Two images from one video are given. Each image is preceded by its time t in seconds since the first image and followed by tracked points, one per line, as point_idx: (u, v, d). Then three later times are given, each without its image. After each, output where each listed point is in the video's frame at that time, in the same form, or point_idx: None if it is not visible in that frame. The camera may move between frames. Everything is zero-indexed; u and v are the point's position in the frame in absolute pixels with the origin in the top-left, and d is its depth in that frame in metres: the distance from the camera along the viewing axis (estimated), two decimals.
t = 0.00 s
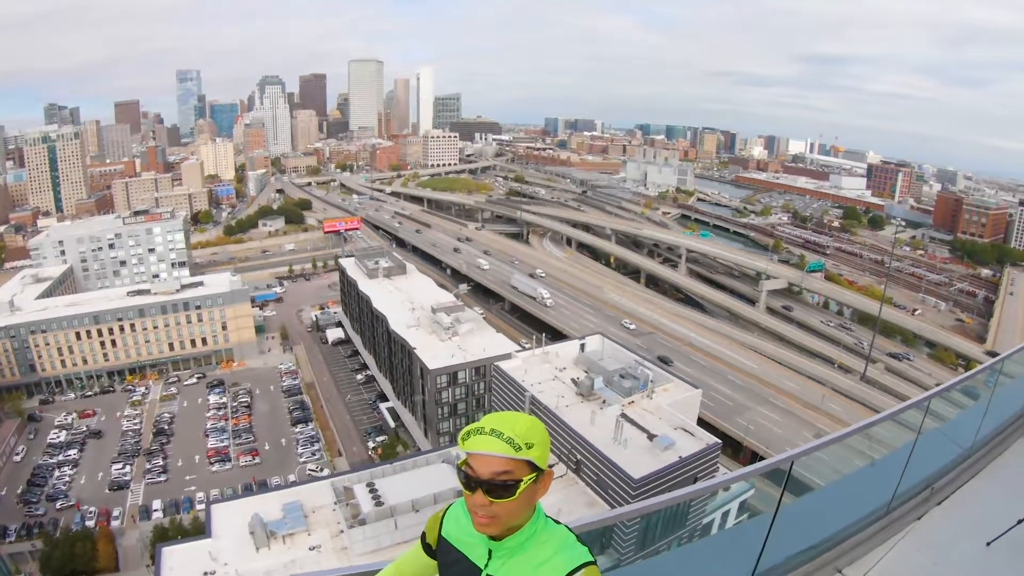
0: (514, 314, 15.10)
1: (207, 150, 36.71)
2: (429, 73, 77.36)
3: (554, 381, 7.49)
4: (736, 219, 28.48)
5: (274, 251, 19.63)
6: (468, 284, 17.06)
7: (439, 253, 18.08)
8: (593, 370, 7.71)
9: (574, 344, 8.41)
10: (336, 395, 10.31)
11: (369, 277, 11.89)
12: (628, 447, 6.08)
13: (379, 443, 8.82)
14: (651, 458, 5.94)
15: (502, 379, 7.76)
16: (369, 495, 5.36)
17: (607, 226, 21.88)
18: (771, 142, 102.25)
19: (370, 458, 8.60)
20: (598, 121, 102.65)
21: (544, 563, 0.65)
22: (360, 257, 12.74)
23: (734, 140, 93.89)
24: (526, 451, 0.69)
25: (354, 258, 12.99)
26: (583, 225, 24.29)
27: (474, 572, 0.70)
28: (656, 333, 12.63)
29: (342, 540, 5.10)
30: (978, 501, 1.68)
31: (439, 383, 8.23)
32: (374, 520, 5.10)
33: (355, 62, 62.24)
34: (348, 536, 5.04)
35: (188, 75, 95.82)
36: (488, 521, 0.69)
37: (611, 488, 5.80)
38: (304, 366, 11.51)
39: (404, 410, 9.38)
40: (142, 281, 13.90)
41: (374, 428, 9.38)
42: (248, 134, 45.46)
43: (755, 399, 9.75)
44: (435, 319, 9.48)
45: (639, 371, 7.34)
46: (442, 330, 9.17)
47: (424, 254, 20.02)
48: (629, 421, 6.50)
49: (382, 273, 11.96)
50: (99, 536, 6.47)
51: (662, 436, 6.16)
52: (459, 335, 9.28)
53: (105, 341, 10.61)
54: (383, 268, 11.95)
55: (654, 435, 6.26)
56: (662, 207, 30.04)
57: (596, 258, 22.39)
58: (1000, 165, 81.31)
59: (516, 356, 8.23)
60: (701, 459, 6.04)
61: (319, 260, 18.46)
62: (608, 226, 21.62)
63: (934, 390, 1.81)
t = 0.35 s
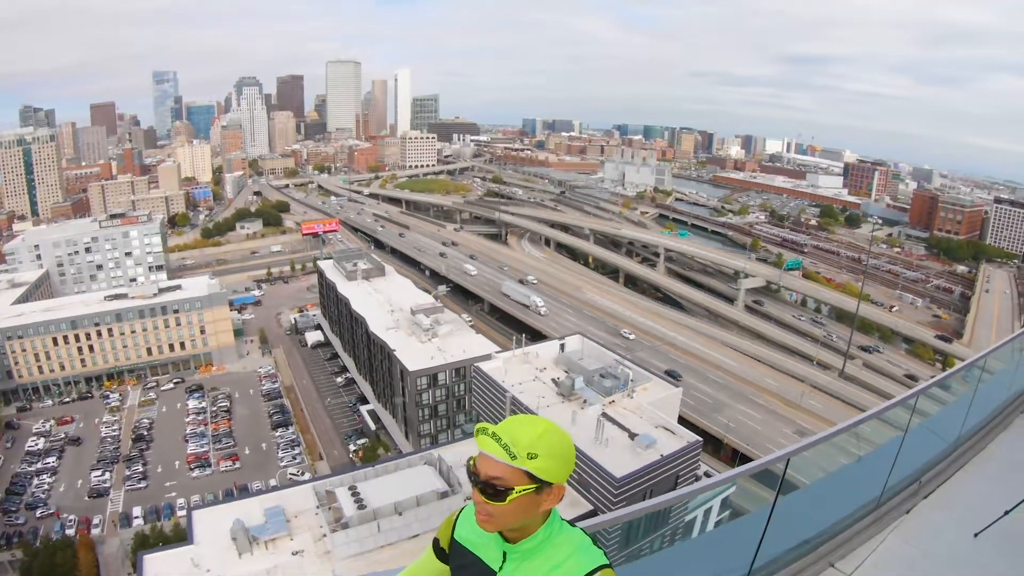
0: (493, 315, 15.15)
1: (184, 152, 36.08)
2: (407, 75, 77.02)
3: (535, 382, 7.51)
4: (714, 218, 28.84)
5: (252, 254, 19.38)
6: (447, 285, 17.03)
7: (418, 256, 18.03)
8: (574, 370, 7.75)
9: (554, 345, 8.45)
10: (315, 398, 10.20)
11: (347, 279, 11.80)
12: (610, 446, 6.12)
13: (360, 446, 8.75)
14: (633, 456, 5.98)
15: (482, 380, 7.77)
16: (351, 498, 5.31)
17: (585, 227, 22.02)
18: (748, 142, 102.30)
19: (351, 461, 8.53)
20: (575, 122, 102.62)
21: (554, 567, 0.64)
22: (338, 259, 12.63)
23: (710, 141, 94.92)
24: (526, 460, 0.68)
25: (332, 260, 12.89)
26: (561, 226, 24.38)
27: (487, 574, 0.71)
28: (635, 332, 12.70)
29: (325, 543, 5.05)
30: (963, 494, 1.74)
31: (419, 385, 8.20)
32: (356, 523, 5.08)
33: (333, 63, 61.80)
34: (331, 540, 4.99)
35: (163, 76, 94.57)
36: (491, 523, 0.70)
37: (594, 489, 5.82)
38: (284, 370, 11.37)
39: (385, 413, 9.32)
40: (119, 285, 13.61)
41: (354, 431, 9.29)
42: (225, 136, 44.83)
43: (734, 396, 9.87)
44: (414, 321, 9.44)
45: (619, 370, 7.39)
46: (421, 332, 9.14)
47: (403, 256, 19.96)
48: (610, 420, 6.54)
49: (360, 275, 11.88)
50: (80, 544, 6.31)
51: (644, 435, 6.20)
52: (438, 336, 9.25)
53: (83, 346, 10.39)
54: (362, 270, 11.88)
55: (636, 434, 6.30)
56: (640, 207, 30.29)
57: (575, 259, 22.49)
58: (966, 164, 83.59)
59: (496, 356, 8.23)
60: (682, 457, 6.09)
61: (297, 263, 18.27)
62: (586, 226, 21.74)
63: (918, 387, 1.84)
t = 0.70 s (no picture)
0: (472, 314, 15.18)
1: (161, 149, 35.47)
2: (388, 73, 76.58)
3: (514, 380, 7.55)
4: (692, 218, 29.14)
5: (231, 253, 19.11)
6: (426, 284, 16.99)
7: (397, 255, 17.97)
8: (553, 369, 7.80)
9: (534, 343, 8.49)
10: (294, 398, 10.10)
11: (326, 278, 11.71)
12: (590, 445, 6.15)
13: (340, 445, 8.68)
14: (613, 455, 6.01)
15: (462, 379, 7.77)
16: (332, 499, 5.22)
17: (564, 226, 22.11)
18: (728, 142, 102.57)
19: (331, 462, 8.44)
20: (555, 121, 102.63)
21: (560, 568, 0.65)
22: (316, 257, 12.53)
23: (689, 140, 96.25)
24: (529, 466, 0.68)
25: (311, 258, 12.78)
26: (541, 225, 24.48)
27: (495, 573, 0.72)
28: (615, 330, 12.79)
29: (306, 544, 5.01)
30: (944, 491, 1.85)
31: (398, 384, 8.18)
32: (337, 523, 5.00)
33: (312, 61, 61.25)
34: (311, 541, 4.94)
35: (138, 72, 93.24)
36: (496, 525, 0.71)
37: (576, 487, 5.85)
38: (263, 370, 11.24)
39: (365, 412, 9.28)
40: (96, 285, 13.32)
41: (334, 431, 9.22)
42: (202, 134, 44.18)
43: (714, 394, 9.98)
44: (393, 319, 9.41)
45: (599, 369, 7.46)
46: (400, 331, 9.11)
47: (381, 254, 19.86)
48: (589, 418, 6.58)
49: (340, 274, 11.79)
50: (59, 548, 6.18)
51: (623, 433, 6.25)
52: (418, 335, 9.24)
53: (59, 346, 10.16)
54: (341, 269, 11.80)
55: (616, 432, 6.34)
56: (619, 207, 30.49)
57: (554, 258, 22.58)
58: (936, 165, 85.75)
59: (475, 356, 8.25)
60: (663, 455, 6.16)
61: (275, 262, 18.07)
62: (565, 225, 21.86)
63: (903, 385, 1.89)
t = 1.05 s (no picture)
0: (452, 317, 15.21)
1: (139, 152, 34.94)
2: (370, 75, 76.41)
3: (495, 383, 7.56)
4: (672, 219, 29.43)
5: (211, 256, 18.89)
6: (407, 286, 16.96)
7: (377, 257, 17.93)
8: (535, 371, 7.84)
9: (515, 346, 8.52)
10: (275, 402, 10.00)
11: (307, 281, 11.63)
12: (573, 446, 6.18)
13: (322, 450, 8.61)
14: (596, 456, 6.04)
15: (443, 382, 7.76)
16: (315, 504, 5.15)
17: (545, 228, 22.24)
18: (708, 143, 102.33)
19: (313, 466, 8.35)
20: (535, 123, 102.77)
21: (554, 566, 0.66)
22: (297, 261, 12.44)
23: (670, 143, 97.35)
24: (520, 464, 0.68)
25: (291, 262, 12.69)
26: (522, 227, 24.59)
27: (487, 571, 0.72)
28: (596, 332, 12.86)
29: (289, 549, 4.98)
30: (926, 485, 1.90)
31: (379, 388, 8.14)
32: (320, 528, 4.96)
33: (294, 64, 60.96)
34: (294, 546, 4.91)
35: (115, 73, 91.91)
36: (489, 523, 0.72)
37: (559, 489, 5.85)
38: (244, 374, 11.11)
39: (347, 416, 9.22)
40: (75, 289, 13.06)
41: (316, 435, 9.15)
42: (181, 136, 43.64)
43: (695, 394, 10.09)
44: (374, 322, 9.38)
45: (580, 370, 7.52)
46: (381, 335, 9.08)
47: (361, 257, 19.79)
48: (571, 420, 6.61)
49: (320, 278, 11.72)
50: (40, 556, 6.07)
51: (605, 434, 6.27)
52: (399, 339, 9.21)
53: (38, 352, 9.94)
54: (321, 272, 11.72)
55: (598, 433, 6.38)
56: (600, 209, 30.70)
57: (534, 259, 22.66)
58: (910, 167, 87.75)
59: (457, 359, 8.25)
60: (645, 456, 6.21)
61: (256, 265, 17.90)
62: (545, 228, 22.00)
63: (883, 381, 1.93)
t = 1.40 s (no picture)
0: (433, 319, 15.21)
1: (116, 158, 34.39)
2: (348, 78, 75.96)
3: (478, 385, 7.58)
4: (652, 218, 29.70)
5: (190, 262, 18.63)
6: (388, 289, 16.92)
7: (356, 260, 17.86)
8: (517, 371, 7.87)
9: (497, 347, 8.54)
10: (258, 408, 9.88)
11: (287, 286, 11.51)
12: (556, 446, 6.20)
13: (305, 455, 8.53)
14: (580, 455, 6.07)
15: (426, 385, 7.74)
16: (299, 508, 5.12)
17: (525, 229, 22.34)
18: (686, 142, 102.30)
19: (296, 472, 8.28)
20: (515, 124, 102.82)
21: (537, 564, 0.67)
22: (277, 265, 12.32)
23: (649, 142, 98.34)
24: (501, 462, 0.69)
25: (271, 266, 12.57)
26: (502, 228, 24.65)
27: (470, 566, 0.74)
28: (577, 332, 12.94)
29: (275, 556, 4.92)
30: (905, 477, 1.99)
31: (362, 392, 8.09)
32: (305, 534, 4.92)
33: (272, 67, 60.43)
34: (280, 552, 4.85)
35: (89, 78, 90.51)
36: (473, 521, 0.73)
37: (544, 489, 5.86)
38: (225, 380, 10.97)
39: (330, 421, 9.16)
40: (53, 297, 12.77)
41: (299, 441, 9.07)
42: (158, 141, 43.04)
43: (677, 392, 10.18)
44: (355, 326, 9.34)
45: (562, 370, 7.56)
46: (363, 338, 9.04)
47: (342, 260, 19.67)
48: (554, 420, 6.65)
49: (300, 282, 11.61)
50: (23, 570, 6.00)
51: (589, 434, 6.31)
52: (381, 342, 9.17)
53: (17, 362, 9.70)
54: (301, 276, 11.62)
55: (582, 433, 6.42)
56: (580, 208, 30.91)
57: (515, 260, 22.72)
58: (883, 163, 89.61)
59: (439, 361, 8.26)
60: (628, 454, 6.25)
61: (236, 270, 17.69)
62: (524, 228, 22.09)
63: (866, 374, 1.99)
